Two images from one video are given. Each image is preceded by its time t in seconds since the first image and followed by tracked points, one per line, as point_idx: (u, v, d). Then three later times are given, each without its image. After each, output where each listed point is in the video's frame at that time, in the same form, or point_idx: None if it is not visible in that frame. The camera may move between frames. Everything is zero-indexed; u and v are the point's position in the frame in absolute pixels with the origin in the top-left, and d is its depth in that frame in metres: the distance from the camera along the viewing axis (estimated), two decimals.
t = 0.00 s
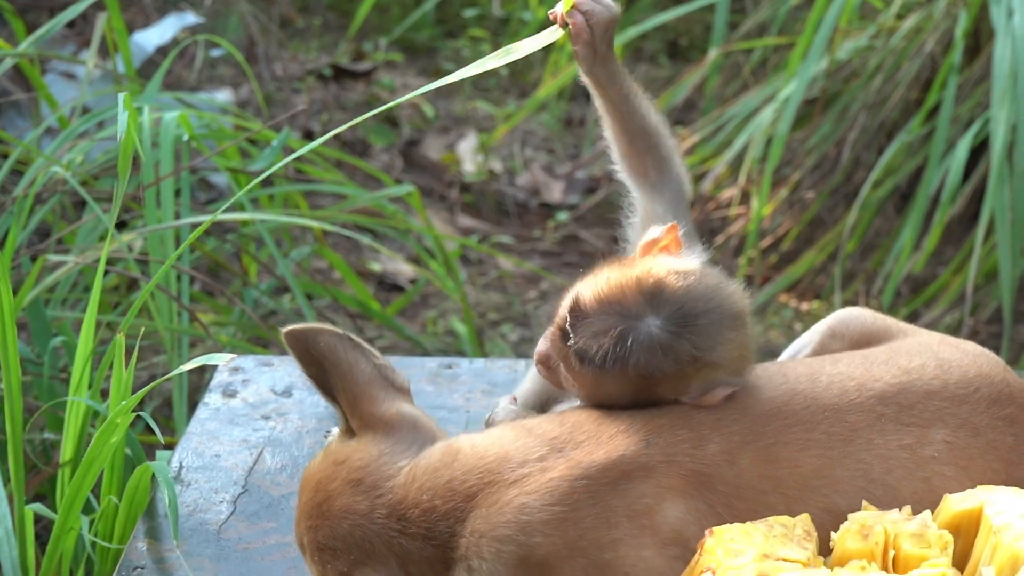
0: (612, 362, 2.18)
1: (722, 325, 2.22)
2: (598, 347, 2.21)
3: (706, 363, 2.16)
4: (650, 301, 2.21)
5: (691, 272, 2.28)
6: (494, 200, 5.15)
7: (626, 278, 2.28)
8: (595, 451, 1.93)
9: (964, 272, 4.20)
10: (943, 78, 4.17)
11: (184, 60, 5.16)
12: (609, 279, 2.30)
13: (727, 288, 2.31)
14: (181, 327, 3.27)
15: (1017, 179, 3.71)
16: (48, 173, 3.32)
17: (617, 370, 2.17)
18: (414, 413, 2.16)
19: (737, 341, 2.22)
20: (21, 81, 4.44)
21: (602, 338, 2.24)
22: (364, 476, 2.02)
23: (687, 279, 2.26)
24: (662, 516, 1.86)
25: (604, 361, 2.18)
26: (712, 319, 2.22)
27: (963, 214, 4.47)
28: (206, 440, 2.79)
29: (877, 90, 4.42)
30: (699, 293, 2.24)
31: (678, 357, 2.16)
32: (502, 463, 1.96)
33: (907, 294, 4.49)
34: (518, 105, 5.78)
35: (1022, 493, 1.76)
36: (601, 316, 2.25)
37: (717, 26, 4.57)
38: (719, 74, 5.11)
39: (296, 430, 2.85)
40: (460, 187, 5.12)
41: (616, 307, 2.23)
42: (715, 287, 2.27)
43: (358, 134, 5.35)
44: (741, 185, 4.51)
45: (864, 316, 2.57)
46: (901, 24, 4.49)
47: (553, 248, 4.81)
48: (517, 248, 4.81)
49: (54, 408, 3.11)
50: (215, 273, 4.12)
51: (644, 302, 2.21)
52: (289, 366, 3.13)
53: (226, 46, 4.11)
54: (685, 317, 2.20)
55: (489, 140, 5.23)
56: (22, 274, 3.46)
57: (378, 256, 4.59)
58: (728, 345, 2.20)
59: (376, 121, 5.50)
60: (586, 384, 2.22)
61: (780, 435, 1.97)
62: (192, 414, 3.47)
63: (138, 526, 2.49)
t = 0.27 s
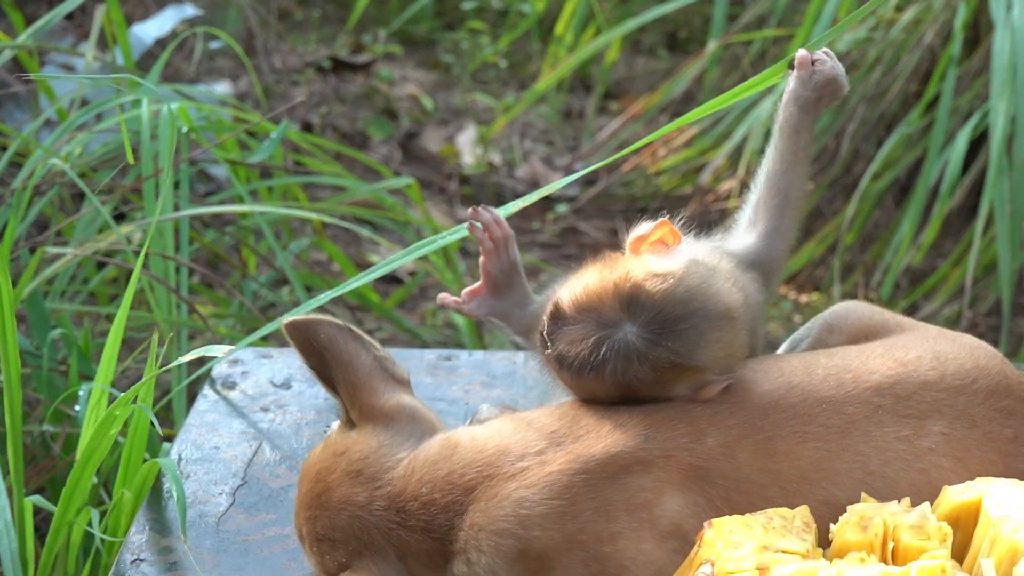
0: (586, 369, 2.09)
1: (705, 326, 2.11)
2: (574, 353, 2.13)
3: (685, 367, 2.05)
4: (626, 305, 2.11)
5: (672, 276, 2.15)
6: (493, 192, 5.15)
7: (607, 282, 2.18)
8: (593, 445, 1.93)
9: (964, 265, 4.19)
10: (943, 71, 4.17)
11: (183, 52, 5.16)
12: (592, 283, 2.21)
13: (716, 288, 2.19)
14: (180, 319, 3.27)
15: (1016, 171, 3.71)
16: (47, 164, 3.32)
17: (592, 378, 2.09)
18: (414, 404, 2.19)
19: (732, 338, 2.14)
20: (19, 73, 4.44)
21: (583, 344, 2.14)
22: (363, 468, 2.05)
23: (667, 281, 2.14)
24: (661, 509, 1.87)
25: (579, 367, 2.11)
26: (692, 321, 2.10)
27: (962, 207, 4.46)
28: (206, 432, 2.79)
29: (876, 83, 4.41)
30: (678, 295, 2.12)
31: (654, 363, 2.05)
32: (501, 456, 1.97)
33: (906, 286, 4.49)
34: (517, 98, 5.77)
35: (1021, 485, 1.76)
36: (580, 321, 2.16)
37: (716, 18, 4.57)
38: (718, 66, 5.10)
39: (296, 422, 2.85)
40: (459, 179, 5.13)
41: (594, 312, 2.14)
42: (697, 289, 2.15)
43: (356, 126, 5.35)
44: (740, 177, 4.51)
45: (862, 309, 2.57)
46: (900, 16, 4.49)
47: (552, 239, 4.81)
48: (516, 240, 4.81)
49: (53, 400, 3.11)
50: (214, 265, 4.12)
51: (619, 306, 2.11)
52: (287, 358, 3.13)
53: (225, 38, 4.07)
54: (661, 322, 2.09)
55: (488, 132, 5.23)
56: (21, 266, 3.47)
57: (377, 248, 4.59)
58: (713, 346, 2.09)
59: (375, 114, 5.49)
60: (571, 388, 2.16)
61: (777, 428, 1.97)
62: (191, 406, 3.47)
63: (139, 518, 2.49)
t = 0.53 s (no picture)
0: (581, 368, 2.06)
1: (702, 320, 2.07)
2: (567, 350, 2.09)
3: (681, 363, 2.03)
4: (621, 303, 2.05)
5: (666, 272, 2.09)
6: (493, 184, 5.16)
7: (598, 276, 2.11)
8: (593, 439, 1.93)
9: (964, 257, 4.20)
10: (943, 63, 4.17)
11: (183, 44, 5.16)
12: (583, 279, 2.14)
13: (710, 278, 2.15)
14: (179, 311, 3.28)
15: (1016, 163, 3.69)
16: (46, 157, 3.32)
17: (587, 377, 2.06)
18: (415, 395, 2.19)
19: (731, 329, 2.12)
20: (20, 65, 4.45)
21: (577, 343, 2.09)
22: (364, 459, 2.05)
23: (661, 277, 2.08)
24: (661, 501, 1.87)
25: (573, 366, 2.07)
26: (688, 316, 2.06)
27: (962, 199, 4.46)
28: (206, 424, 2.80)
29: (876, 75, 4.41)
30: (673, 292, 2.07)
31: (650, 361, 2.03)
32: (502, 449, 1.97)
33: (906, 278, 4.49)
34: (517, 90, 5.77)
35: (1021, 477, 1.76)
36: (572, 317, 2.11)
37: (715, 10, 4.57)
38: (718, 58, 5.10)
39: (296, 414, 2.86)
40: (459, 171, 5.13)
41: (586, 310, 2.08)
42: (691, 284, 2.09)
43: (356, 118, 5.35)
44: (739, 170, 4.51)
45: (860, 301, 2.57)
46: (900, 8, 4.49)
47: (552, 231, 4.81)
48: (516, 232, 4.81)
49: (53, 392, 3.12)
50: (214, 257, 4.13)
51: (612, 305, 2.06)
52: (287, 349, 3.14)
53: (225, 30, 4.03)
54: (656, 320, 2.04)
55: (488, 124, 5.24)
56: (21, 258, 3.47)
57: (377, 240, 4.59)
58: (709, 341, 2.06)
59: (375, 106, 5.50)
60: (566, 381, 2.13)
61: (777, 421, 1.97)
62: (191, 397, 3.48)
63: (140, 509, 2.49)
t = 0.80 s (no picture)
0: (576, 363, 2.06)
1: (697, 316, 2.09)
2: (562, 345, 2.10)
3: (676, 359, 2.04)
4: (615, 297, 2.07)
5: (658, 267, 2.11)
6: (494, 177, 5.16)
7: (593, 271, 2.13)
8: (592, 432, 1.94)
9: (964, 249, 4.19)
10: (943, 55, 4.16)
11: (183, 37, 5.16)
12: (578, 274, 2.15)
13: (705, 275, 2.17)
14: (180, 304, 3.28)
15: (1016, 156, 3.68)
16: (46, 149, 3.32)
17: (581, 372, 2.06)
18: (417, 386, 2.20)
19: (726, 326, 2.14)
20: (20, 58, 4.45)
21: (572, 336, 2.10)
22: (365, 450, 2.05)
23: (656, 272, 2.10)
24: (661, 494, 1.88)
25: (569, 361, 2.08)
26: (683, 312, 2.08)
27: (962, 191, 4.46)
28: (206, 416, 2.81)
29: (876, 67, 4.41)
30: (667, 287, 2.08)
31: (645, 356, 2.03)
32: (502, 442, 1.98)
33: (907, 270, 4.49)
34: (517, 82, 5.77)
35: (1020, 468, 1.76)
36: (567, 312, 2.11)
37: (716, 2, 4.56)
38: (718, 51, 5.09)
39: (296, 406, 2.86)
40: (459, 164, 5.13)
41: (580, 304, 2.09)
42: (686, 280, 2.12)
43: (356, 111, 5.35)
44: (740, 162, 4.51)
45: (861, 293, 2.57)
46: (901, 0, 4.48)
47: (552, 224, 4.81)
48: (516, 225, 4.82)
49: (53, 384, 3.13)
50: (214, 250, 4.13)
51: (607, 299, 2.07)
52: (287, 342, 3.14)
53: (225, 22, 4.05)
54: (649, 314, 2.06)
55: (488, 117, 5.23)
56: (21, 250, 3.48)
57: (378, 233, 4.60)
58: (704, 336, 2.07)
59: (375, 98, 5.50)
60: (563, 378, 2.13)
61: (775, 414, 1.97)
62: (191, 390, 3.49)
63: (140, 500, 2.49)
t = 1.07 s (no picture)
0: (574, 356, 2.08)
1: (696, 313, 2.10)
2: (562, 340, 2.12)
3: (674, 355, 2.04)
4: (615, 292, 2.10)
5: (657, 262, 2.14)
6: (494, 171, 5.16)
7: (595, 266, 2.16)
8: (593, 427, 1.94)
9: (965, 243, 4.19)
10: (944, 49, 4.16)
11: (183, 31, 5.16)
12: (579, 268, 2.18)
13: (705, 274, 2.18)
14: (180, 298, 3.28)
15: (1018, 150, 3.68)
16: (47, 143, 3.32)
17: (580, 366, 2.08)
18: (421, 380, 2.20)
19: (728, 324, 2.15)
20: (20, 52, 4.44)
21: (571, 330, 2.13)
22: (368, 442, 2.06)
23: (656, 268, 2.12)
24: (661, 489, 1.88)
25: (567, 355, 2.09)
26: (681, 308, 2.09)
27: (964, 185, 4.46)
28: (206, 410, 2.81)
29: (877, 61, 4.40)
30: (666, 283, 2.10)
31: (642, 351, 2.04)
32: (503, 436, 1.98)
33: (907, 264, 4.49)
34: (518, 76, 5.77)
35: (1021, 463, 1.77)
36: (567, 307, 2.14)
37: None
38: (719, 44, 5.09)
39: (296, 400, 2.86)
40: (460, 158, 5.13)
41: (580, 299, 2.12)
42: (686, 278, 2.13)
43: (357, 105, 5.35)
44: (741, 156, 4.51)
45: (862, 288, 2.57)
46: None
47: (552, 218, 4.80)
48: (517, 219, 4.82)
49: (54, 378, 3.13)
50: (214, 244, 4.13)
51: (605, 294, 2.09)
52: (288, 336, 3.15)
53: (226, 17, 3.98)
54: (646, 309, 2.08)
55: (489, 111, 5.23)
56: (22, 244, 3.48)
57: (378, 227, 4.60)
58: (703, 334, 2.08)
59: (376, 92, 5.49)
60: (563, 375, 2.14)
61: (776, 409, 1.97)
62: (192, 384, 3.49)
63: (141, 495, 2.49)
